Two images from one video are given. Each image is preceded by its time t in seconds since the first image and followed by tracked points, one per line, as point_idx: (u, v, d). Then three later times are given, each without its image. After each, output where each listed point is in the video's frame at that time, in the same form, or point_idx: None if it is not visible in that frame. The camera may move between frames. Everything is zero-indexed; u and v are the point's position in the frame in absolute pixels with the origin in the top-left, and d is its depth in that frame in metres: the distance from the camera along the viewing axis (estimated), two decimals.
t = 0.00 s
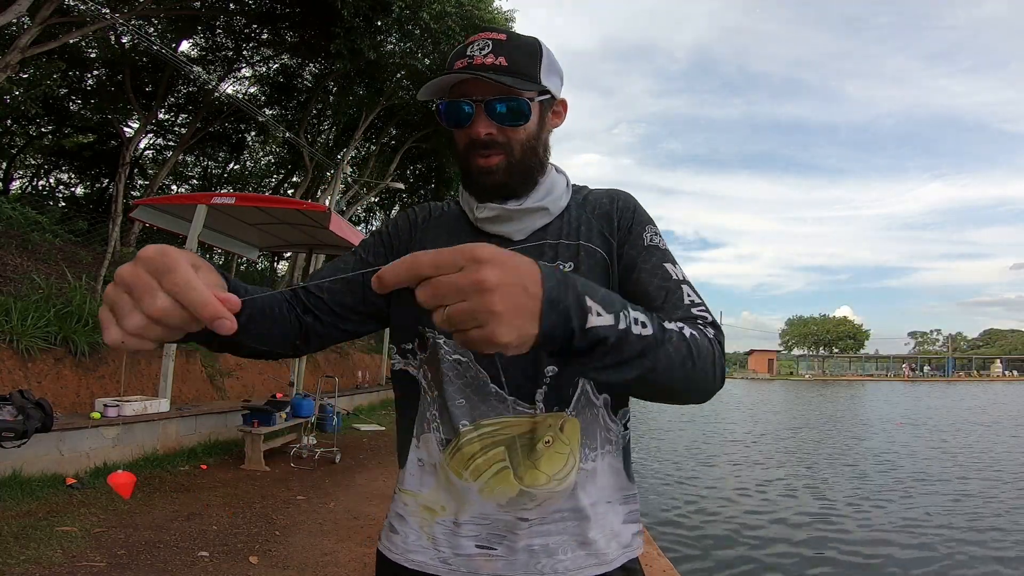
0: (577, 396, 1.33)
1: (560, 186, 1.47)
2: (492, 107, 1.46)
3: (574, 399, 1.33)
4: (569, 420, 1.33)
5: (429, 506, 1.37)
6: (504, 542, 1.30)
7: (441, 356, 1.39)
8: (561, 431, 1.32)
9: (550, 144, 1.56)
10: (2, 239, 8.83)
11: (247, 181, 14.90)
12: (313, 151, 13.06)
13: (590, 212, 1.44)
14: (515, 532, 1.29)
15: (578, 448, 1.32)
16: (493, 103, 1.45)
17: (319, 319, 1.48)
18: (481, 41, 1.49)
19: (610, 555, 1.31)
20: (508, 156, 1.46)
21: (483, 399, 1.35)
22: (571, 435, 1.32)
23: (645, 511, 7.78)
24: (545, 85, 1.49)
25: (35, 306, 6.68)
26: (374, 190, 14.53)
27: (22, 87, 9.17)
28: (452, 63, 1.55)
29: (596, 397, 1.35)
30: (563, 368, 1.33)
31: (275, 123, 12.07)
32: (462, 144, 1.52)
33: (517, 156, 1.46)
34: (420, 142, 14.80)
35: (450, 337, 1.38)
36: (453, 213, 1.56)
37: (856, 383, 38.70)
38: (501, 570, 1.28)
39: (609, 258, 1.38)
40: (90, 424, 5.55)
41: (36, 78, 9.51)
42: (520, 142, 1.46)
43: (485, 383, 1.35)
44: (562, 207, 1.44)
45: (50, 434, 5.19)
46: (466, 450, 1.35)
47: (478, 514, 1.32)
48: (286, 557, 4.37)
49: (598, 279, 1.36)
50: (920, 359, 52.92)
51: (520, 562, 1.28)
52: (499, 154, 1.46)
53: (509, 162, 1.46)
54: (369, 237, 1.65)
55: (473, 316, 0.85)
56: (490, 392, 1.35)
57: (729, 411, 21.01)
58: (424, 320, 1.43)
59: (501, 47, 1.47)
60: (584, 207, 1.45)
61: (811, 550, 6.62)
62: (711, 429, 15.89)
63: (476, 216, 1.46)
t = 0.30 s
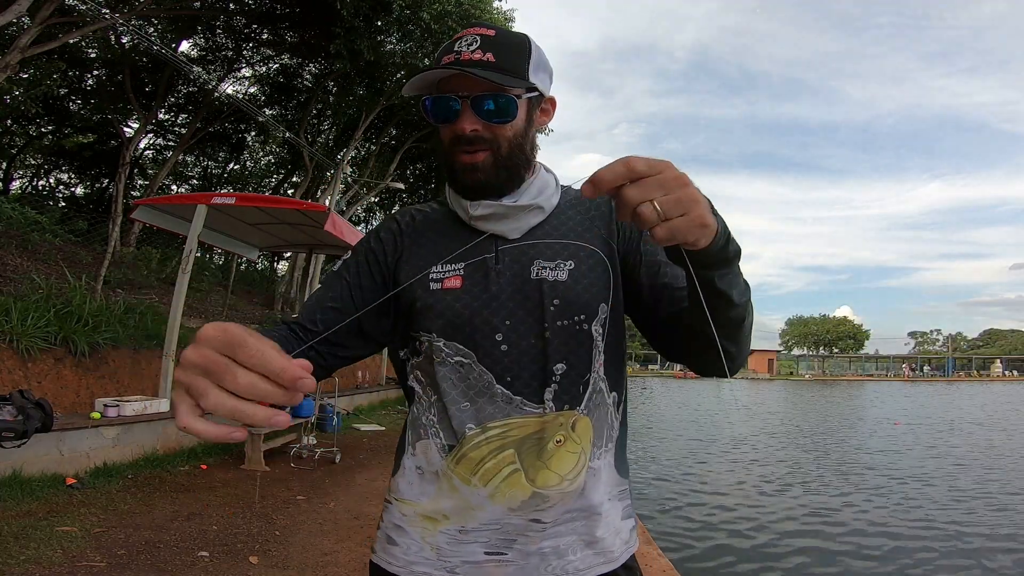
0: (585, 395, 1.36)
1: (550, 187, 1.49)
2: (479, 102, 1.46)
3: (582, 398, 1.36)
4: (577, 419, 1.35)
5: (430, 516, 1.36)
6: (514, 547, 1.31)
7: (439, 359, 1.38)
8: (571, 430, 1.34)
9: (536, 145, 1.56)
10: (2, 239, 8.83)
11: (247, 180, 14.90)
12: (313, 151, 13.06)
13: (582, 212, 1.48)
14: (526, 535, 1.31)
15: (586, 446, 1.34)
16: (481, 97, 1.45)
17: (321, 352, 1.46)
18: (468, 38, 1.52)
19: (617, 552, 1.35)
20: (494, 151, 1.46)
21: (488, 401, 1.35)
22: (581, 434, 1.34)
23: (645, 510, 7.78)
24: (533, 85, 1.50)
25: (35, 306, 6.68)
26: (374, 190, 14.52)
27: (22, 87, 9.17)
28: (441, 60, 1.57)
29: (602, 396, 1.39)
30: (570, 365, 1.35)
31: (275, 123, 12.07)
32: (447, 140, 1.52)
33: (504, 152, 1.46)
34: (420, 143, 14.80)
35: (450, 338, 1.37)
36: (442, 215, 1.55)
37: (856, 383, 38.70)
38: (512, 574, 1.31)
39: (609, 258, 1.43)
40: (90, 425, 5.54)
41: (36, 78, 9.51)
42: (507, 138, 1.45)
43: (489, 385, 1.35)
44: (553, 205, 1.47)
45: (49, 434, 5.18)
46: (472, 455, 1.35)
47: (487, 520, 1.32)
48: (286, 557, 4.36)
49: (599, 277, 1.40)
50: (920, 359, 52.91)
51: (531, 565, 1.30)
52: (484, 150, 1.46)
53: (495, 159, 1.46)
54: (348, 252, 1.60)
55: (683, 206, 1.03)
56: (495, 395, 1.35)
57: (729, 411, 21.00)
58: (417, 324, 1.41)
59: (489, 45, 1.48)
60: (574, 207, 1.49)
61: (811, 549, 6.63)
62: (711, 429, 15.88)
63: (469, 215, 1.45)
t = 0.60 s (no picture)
0: (589, 391, 1.36)
1: (546, 188, 1.51)
2: (488, 98, 1.49)
3: (587, 394, 1.36)
4: (583, 415, 1.35)
5: (436, 521, 1.34)
6: (527, 548, 1.31)
7: (440, 357, 1.38)
8: (578, 425, 1.34)
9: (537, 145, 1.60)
10: (2, 239, 8.83)
11: (247, 180, 14.89)
12: (313, 151, 13.06)
13: (576, 213, 1.49)
14: (538, 534, 1.31)
15: (593, 441, 1.35)
16: (491, 94, 1.49)
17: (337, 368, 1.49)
18: (480, 37, 1.54)
19: (626, 551, 1.35)
20: (500, 147, 1.49)
21: (493, 400, 1.35)
22: (588, 429, 1.35)
23: (645, 510, 7.78)
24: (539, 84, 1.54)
25: (35, 306, 6.68)
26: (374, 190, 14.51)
27: (22, 87, 9.18)
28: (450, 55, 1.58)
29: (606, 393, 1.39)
30: (573, 360, 1.35)
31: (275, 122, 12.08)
32: (453, 134, 1.53)
33: (509, 149, 1.50)
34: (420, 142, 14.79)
35: (451, 336, 1.37)
36: (441, 217, 1.55)
37: (856, 383, 38.69)
38: None
39: (604, 255, 1.43)
40: (90, 425, 5.54)
41: (36, 78, 9.52)
42: (513, 135, 1.49)
43: (494, 382, 1.35)
44: (550, 205, 1.48)
45: (50, 434, 5.18)
46: (477, 458, 1.35)
47: (497, 521, 1.32)
48: (286, 557, 4.36)
49: (595, 274, 1.40)
50: (920, 359, 52.89)
51: (544, 567, 1.29)
52: (491, 145, 1.49)
53: (501, 155, 1.50)
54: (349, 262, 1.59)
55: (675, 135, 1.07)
56: (500, 393, 1.35)
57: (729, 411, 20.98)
58: (415, 325, 1.41)
59: (498, 44, 1.52)
60: (569, 207, 1.50)
61: (811, 549, 6.63)
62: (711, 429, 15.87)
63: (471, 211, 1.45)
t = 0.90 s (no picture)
0: (585, 383, 1.36)
1: (535, 187, 1.53)
2: (485, 99, 1.54)
3: (583, 386, 1.35)
4: (579, 406, 1.34)
5: (434, 518, 1.34)
6: (524, 543, 1.29)
7: (434, 353, 1.39)
8: (574, 417, 1.34)
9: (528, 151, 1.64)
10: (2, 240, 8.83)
11: (247, 181, 14.89)
12: (313, 151, 13.05)
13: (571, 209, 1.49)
14: (534, 528, 1.29)
15: (590, 433, 1.35)
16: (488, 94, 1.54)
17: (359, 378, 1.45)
18: (474, 45, 1.61)
19: (626, 546, 1.33)
20: (495, 147, 1.52)
21: (488, 393, 1.35)
22: (584, 421, 1.34)
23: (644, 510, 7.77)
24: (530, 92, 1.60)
25: (34, 306, 6.67)
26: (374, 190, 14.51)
27: (22, 88, 9.17)
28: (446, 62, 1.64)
29: (603, 386, 1.38)
30: (568, 352, 1.34)
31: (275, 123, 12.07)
32: (450, 135, 1.56)
33: (504, 148, 1.52)
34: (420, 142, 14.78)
35: (447, 333, 1.38)
36: (436, 220, 1.56)
37: (856, 383, 38.69)
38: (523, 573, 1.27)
39: (600, 249, 1.43)
40: (90, 424, 5.54)
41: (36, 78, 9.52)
42: (507, 135, 1.52)
43: (487, 376, 1.35)
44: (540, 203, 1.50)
45: (49, 434, 5.17)
46: (473, 451, 1.35)
47: (493, 516, 1.31)
48: (286, 557, 4.36)
49: (590, 266, 1.40)
50: (920, 359, 52.87)
51: (540, 562, 1.27)
52: (486, 144, 1.51)
53: (495, 154, 1.51)
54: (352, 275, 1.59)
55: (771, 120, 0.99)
56: (493, 386, 1.35)
57: (729, 411, 20.97)
58: (411, 324, 1.43)
59: (495, 51, 1.59)
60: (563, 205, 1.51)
61: (812, 549, 6.63)
62: (711, 429, 15.87)
63: (466, 208, 1.47)
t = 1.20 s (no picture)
0: (587, 387, 1.39)
1: (545, 197, 1.56)
2: (508, 103, 1.54)
3: (583, 390, 1.38)
4: (581, 409, 1.37)
5: (440, 516, 1.33)
6: (531, 543, 1.30)
7: (443, 351, 1.37)
8: (578, 419, 1.36)
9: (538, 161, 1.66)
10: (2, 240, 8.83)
11: (247, 180, 14.89)
12: (313, 151, 13.04)
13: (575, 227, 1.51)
14: (541, 528, 1.30)
15: (594, 436, 1.37)
16: (510, 98, 1.54)
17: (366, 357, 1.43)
18: (497, 54, 1.64)
19: (623, 548, 1.37)
20: (514, 150, 1.52)
21: (495, 393, 1.35)
22: (587, 424, 1.37)
23: (645, 510, 7.77)
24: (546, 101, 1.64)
25: (35, 306, 6.67)
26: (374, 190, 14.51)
27: (22, 88, 9.16)
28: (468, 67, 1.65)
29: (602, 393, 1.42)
30: (571, 359, 1.37)
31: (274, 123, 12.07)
32: (470, 133, 1.55)
33: (523, 151, 1.53)
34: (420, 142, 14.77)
35: (457, 333, 1.37)
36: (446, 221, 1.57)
37: (856, 383, 38.69)
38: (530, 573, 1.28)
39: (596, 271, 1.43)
40: (90, 425, 5.54)
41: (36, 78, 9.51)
42: (528, 139, 1.53)
43: (496, 377, 1.35)
44: (550, 212, 1.53)
45: (50, 434, 5.17)
46: (480, 450, 1.34)
47: (502, 514, 1.31)
48: (286, 557, 4.36)
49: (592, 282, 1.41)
50: (919, 359, 52.86)
51: (546, 561, 1.28)
52: (506, 147, 1.52)
53: (515, 157, 1.52)
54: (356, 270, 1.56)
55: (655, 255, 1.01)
56: (500, 386, 1.35)
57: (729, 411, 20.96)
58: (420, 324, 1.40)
59: (519, 59, 1.62)
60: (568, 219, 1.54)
61: (812, 549, 6.63)
62: (711, 429, 15.87)
63: (479, 209, 1.47)
